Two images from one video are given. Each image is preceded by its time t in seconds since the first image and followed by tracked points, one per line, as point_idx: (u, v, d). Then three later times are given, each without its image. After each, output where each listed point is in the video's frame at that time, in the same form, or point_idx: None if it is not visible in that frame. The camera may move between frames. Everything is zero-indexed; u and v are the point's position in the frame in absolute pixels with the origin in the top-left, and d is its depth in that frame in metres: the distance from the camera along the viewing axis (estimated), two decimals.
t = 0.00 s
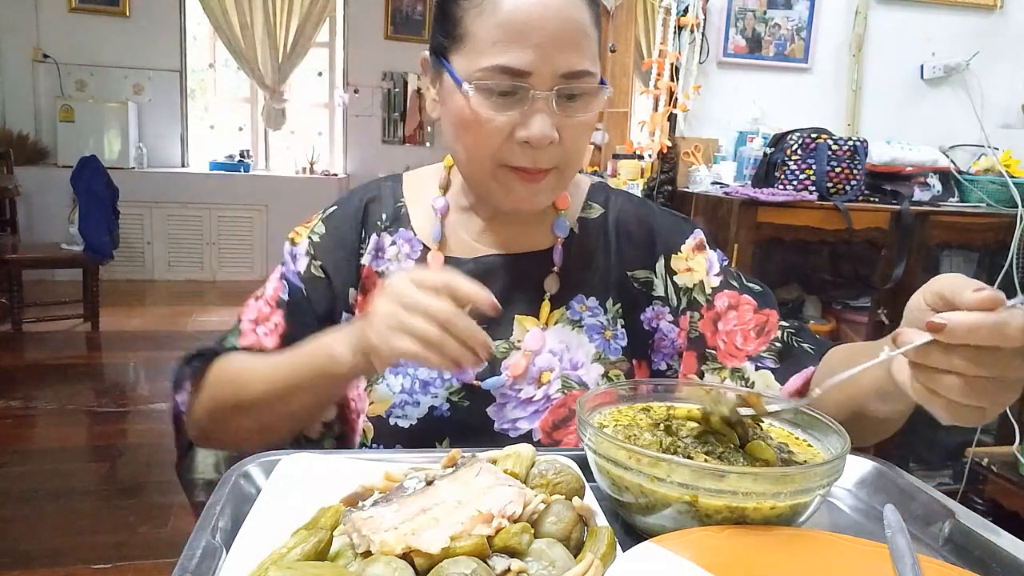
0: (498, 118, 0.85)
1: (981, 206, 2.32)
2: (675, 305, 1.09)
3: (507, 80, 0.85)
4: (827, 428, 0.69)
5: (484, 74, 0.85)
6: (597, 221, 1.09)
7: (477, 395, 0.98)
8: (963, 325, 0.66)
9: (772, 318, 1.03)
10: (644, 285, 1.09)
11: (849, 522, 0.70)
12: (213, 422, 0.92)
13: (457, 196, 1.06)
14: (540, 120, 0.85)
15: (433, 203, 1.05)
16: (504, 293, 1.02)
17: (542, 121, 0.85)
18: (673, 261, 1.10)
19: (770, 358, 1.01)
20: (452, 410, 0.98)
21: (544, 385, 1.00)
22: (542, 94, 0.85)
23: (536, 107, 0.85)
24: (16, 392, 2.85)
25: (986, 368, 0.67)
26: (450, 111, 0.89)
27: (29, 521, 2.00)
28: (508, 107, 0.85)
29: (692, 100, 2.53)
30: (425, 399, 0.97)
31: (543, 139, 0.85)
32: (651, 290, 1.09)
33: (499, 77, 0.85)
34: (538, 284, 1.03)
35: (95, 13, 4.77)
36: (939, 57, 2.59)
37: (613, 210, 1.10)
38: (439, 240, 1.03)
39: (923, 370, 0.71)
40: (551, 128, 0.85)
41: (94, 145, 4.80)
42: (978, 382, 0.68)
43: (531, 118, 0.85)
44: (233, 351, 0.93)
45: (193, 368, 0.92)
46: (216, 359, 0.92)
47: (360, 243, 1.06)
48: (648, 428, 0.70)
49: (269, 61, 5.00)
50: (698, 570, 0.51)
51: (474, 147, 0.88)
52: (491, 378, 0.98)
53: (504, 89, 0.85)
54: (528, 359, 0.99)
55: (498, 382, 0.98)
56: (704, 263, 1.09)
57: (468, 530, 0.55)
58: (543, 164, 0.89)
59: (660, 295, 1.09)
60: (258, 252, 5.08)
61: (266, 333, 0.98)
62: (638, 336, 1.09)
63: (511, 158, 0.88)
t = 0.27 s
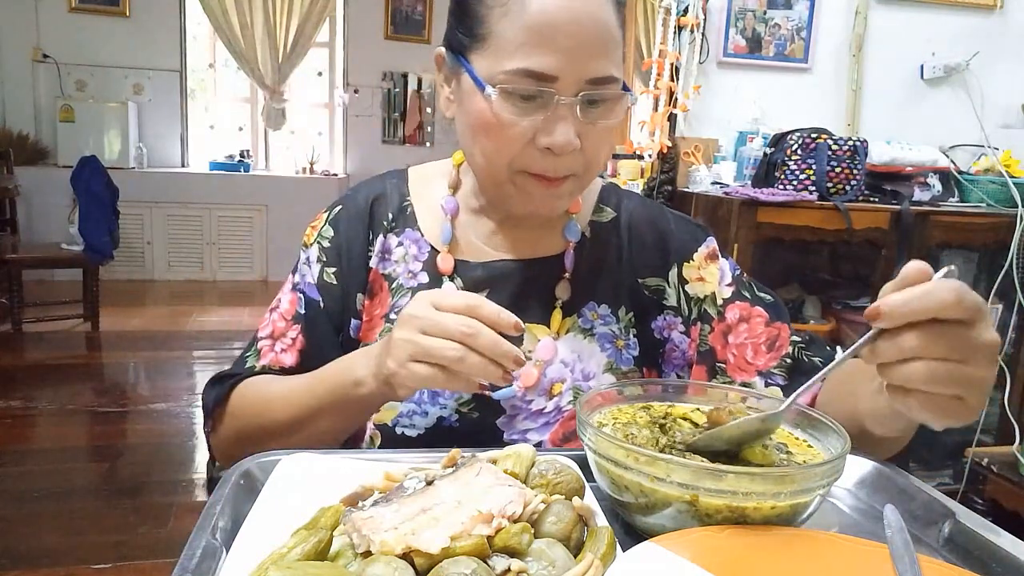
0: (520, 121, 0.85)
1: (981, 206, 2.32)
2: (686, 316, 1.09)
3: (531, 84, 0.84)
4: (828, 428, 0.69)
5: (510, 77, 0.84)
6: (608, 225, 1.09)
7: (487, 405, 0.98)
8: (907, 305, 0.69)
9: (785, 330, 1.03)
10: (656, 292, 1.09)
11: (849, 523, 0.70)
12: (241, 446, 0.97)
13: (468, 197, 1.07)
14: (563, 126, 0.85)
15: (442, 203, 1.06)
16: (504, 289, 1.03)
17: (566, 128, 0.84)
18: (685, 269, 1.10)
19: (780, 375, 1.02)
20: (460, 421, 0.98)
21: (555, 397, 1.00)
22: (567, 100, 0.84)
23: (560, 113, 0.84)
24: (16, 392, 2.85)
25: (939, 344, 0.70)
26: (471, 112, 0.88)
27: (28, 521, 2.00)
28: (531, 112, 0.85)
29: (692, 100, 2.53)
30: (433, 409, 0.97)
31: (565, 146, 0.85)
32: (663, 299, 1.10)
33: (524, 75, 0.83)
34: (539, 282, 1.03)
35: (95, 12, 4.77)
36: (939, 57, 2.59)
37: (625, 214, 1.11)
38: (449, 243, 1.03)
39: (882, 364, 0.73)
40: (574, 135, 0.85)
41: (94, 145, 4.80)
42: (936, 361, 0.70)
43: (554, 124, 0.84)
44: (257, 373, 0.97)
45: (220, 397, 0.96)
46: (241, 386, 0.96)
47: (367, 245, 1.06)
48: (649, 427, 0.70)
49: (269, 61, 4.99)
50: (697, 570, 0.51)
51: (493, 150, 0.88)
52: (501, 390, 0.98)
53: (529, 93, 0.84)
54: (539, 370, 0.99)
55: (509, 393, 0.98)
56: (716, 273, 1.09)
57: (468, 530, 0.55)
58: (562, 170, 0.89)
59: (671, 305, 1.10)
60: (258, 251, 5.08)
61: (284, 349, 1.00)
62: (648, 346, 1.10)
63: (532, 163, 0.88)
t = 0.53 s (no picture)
0: (534, 117, 0.84)
1: (981, 207, 2.32)
2: (691, 321, 1.10)
3: (546, 78, 0.83)
4: (827, 428, 0.69)
5: (524, 70, 0.84)
6: (612, 228, 1.09)
7: (486, 410, 0.98)
8: (975, 386, 0.65)
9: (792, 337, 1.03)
10: (660, 297, 1.09)
11: (849, 523, 0.70)
12: (230, 438, 0.98)
13: (472, 196, 1.07)
14: (577, 123, 0.84)
15: (445, 201, 1.06)
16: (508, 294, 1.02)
17: (579, 125, 0.84)
18: (691, 273, 1.11)
19: (787, 380, 1.03)
20: (459, 425, 0.98)
21: (555, 404, 0.99)
22: (581, 95, 0.84)
23: (574, 109, 0.84)
24: (15, 392, 2.85)
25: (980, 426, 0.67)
26: (481, 105, 0.87)
27: (28, 521, 2.00)
28: (546, 107, 0.84)
29: (692, 100, 2.53)
30: (432, 414, 0.97)
31: (579, 143, 0.84)
32: (666, 304, 1.10)
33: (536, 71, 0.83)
34: (541, 282, 1.03)
35: (95, 12, 4.77)
36: (938, 58, 2.59)
37: (630, 217, 1.11)
38: (451, 242, 1.03)
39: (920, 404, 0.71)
40: (587, 132, 0.85)
41: (94, 145, 4.81)
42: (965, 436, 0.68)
43: (568, 121, 0.84)
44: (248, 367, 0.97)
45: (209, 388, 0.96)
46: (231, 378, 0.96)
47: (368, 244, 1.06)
48: (647, 427, 0.70)
49: (269, 61, 4.99)
50: (698, 570, 0.51)
51: (504, 147, 0.87)
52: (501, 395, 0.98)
53: (544, 87, 0.84)
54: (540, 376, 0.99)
55: (509, 399, 0.98)
56: (722, 276, 1.10)
57: (468, 530, 0.55)
58: (573, 168, 0.88)
59: (676, 310, 1.10)
60: (258, 251, 5.08)
61: (278, 345, 1.00)
62: (652, 350, 1.10)
63: (543, 161, 0.87)
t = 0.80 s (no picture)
0: (547, 117, 0.84)
1: (981, 207, 2.32)
2: (700, 325, 1.09)
3: (560, 77, 0.83)
4: (827, 429, 0.69)
5: (537, 69, 0.83)
6: (620, 230, 1.09)
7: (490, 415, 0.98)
8: (994, 366, 0.65)
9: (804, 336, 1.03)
10: (669, 300, 1.09)
11: (849, 522, 0.69)
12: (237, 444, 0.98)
13: (479, 197, 1.07)
14: (590, 123, 0.84)
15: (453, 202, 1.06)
16: (513, 296, 1.02)
17: (592, 126, 0.84)
18: (700, 275, 1.10)
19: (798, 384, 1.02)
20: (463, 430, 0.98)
21: (561, 410, 1.00)
22: (596, 96, 0.83)
23: (587, 110, 0.84)
24: (16, 392, 2.85)
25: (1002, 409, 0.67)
26: (493, 104, 0.87)
27: (28, 521, 2.00)
28: (559, 107, 0.84)
29: (692, 100, 2.53)
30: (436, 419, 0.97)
31: (591, 144, 0.84)
32: (676, 307, 1.10)
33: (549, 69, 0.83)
34: (542, 283, 1.03)
35: (95, 13, 4.77)
36: (938, 58, 2.59)
37: (638, 217, 1.10)
38: (457, 244, 1.03)
39: (936, 388, 0.72)
40: (601, 133, 0.85)
41: (95, 145, 4.81)
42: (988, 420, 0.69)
43: (581, 122, 0.84)
44: (256, 373, 0.97)
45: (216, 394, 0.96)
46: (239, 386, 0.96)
47: (374, 246, 1.07)
48: (646, 427, 0.70)
49: (269, 61, 4.99)
50: (698, 570, 0.51)
51: (515, 147, 0.87)
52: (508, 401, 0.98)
53: (556, 88, 0.83)
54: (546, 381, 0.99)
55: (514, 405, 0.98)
56: (733, 278, 1.09)
57: (469, 530, 0.55)
58: (583, 170, 0.88)
59: (685, 314, 1.10)
60: (258, 252, 5.08)
61: (285, 350, 1.01)
62: (661, 353, 1.11)
63: (555, 161, 0.87)
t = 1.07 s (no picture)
0: (576, 117, 0.83)
1: (981, 207, 2.32)
2: (723, 337, 1.10)
3: (592, 77, 0.82)
4: (828, 430, 0.69)
5: (569, 67, 0.83)
6: (641, 236, 1.08)
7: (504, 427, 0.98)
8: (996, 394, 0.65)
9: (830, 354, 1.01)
10: (690, 310, 1.09)
11: (849, 522, 0.69)
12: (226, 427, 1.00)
13: (495, 200, 1.06)
14: (619, 124, 0.83)
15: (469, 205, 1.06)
16: (530, 303, 1.01)
17: (622, 127, 0.83)
18: (724, 286, 1.10)
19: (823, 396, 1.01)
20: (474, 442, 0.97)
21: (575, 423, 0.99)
22: (627, 97, 0.82)
23: (617, 111, 0.83)
24: (16, 392, 2.85)
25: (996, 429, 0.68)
26: (520, 104, 0.87)
27: (27, 521, 1.99)
28: (589, 108, 0.83)
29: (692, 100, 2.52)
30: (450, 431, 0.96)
31: (621, 147, 0.83)
32: (697, 318, 1.10)
33: (580, 64, 0.82)
34: (549, 284, 1.01)
35: (95, 12, 4.77)
36: (938, 58, 2.59)
37: (660, 223, 1.10)
38: (473, 250, 1.03)
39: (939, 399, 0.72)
40: (631, 136, 0.83)
41: (95, 145, 4.81)
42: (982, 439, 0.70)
43: (611, 124, 0.82)
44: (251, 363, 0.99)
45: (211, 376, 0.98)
46: (234, 373, 0.98)
47: (381, 248, 1.08)
48: (647, 427, 0.70)
49: (269, 61, 4.99)
50: (698, 570, 0.51)
51: (539, 150, 0.86)
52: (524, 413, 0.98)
53: (586, 89, 0.82)
54: (563, 395, 0.99)
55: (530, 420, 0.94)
56: (759, 290, 1.09)
57: (468, 530, 0.55)
58: (612, 174, 0.86)
59: (707, 326, 1.10)
60: (258, 252, 5.08)
61: (280, 344, 1.01)
62: (680, 364, 1.11)
63: (582, 164, 0.86)
